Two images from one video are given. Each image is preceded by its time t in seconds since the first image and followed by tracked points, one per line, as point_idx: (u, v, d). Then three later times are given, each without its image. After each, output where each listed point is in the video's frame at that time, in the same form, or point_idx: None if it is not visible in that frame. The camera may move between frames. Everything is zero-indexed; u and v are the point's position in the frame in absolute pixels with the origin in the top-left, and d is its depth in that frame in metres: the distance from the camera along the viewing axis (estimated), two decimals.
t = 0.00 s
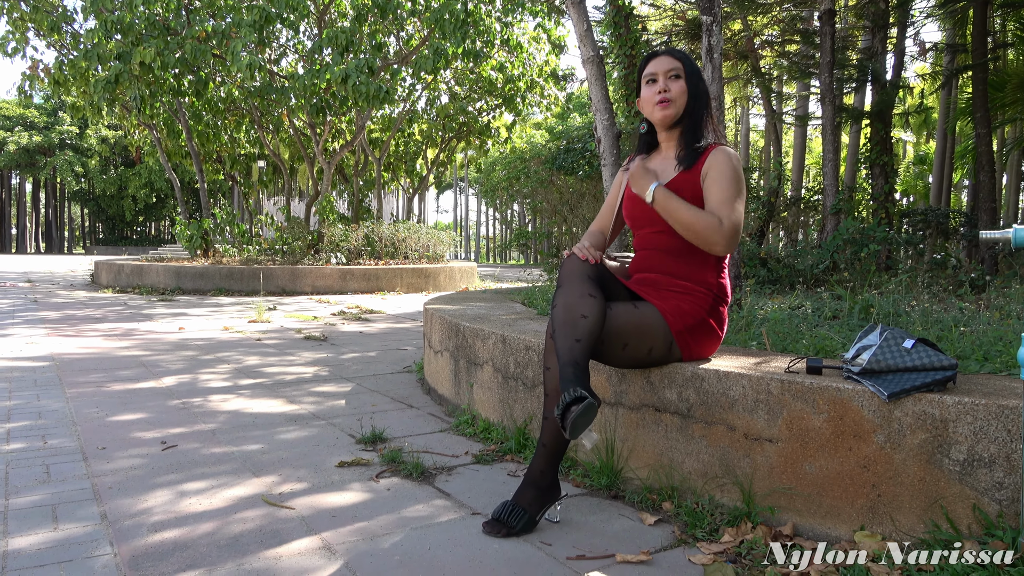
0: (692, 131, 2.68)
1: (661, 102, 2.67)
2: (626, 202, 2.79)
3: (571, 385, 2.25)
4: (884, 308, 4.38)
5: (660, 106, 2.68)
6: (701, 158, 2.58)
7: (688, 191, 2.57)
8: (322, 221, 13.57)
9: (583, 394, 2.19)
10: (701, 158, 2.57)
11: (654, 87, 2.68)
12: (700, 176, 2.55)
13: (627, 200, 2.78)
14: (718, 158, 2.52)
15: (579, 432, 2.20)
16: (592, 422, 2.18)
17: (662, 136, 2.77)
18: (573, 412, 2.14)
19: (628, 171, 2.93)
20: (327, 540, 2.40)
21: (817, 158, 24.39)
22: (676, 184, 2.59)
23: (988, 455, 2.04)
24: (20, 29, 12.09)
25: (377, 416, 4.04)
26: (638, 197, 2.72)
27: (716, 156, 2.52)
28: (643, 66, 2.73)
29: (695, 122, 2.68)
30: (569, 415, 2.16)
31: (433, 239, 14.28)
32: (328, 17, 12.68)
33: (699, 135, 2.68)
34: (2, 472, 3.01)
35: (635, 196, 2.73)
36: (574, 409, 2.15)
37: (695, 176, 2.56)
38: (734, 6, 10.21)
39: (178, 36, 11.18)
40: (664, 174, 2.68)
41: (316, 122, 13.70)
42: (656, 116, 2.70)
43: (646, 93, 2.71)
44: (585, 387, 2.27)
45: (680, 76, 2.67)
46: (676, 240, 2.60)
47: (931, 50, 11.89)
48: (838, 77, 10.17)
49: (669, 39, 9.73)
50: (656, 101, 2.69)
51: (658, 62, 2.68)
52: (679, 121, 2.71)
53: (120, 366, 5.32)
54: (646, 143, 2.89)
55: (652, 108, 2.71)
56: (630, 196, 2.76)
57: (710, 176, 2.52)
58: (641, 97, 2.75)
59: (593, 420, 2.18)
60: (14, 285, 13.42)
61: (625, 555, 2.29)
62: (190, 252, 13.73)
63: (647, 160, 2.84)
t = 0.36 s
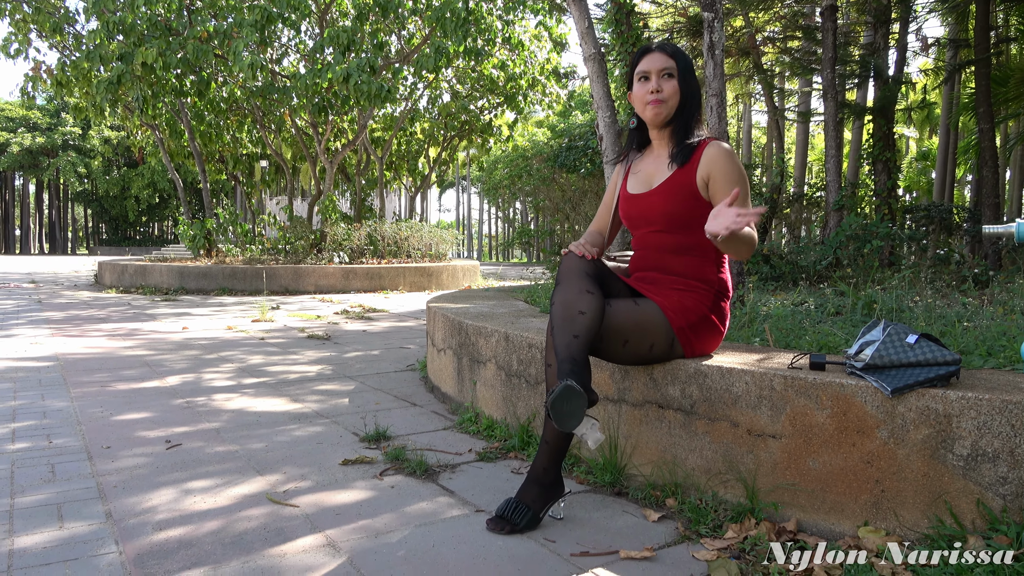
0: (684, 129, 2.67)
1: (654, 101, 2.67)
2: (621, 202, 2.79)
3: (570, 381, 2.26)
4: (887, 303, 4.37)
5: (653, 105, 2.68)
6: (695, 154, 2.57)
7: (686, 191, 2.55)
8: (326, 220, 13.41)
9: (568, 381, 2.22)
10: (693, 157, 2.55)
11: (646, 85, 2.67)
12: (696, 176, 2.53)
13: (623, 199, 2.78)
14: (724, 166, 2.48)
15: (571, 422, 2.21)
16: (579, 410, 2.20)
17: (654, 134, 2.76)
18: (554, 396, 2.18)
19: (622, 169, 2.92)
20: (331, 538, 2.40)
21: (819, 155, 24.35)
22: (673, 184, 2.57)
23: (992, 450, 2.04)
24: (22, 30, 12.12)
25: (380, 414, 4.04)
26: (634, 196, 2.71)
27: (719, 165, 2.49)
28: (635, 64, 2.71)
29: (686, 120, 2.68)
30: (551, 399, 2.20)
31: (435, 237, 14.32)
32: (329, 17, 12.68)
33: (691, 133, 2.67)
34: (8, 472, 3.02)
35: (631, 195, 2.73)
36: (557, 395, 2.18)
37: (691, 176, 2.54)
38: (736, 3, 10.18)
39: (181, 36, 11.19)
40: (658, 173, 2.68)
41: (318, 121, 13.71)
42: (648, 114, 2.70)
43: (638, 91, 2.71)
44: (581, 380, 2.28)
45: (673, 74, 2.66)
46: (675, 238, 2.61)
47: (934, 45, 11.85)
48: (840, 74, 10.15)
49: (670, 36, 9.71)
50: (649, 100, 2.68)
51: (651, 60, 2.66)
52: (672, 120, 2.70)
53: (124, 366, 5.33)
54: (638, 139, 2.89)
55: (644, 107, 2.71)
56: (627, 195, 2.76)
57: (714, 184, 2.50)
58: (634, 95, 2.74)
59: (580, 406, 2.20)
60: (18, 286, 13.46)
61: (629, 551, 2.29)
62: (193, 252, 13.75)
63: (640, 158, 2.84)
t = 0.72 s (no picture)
0: (680, 130, 2.67)
1: (648, 103, 2.67)
2: (620, 205, 2.80)
3: (574, 386, 2.25)
4: (889, 303, 4.36)
5: (647, 108, 2.68)
6: (692, 154, 2.57)
7: (684, 193, 2.55)
8: (327, 223, 13.25)
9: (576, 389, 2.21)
10: (690, 157, 2.56)
11: (638, 88, 2.68)
12: (693, 177, 2.53)
13: (622, 202, 2.78)
14: (722, 168, 2.48)
15: (576, 429, 2.21)
16: (587, 419, 2.20)
17: (650, 135, 2.77)
18: (567, 406, 2.16)
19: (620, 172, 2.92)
20: (336, 541, 2.41)
21: (821, 154, 24.34)
22: (671, 185, 2.58)
23: (997, 450, 2.03)
24: (24, 35, 12.14)
25: (384, 417, 4.04)
26: (633, 199, 2.71)
27: (716, 165, 2.48)
28: (625, 67, 2.72)
29: (682, 121, 2.68)
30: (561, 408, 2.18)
31: (437, 239, 14.33)
32: (330, 19, 12.70)
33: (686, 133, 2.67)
34: (12, 476, 3.03)
35: (629, 198, 2.73)
36: (567, 404, 2.17)
37: (689, 177, 2.54)
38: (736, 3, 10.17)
39: (182, 40, 11.20)
40: (656, 175, 2.68)
41: (320, 124, 13.72)
42: (643, 117, 2.71)
43: (631, 94, 2.71)
44: (585, 385, 2.28)
45: (664, 74, 2.67)
46: (674, 240, 2.60)
47: (935, 44, 11.84)
48: (841, 73, 10.15)
49: (671, 36, 9.70)
50: (643, 102, 2.68)
51: (640, 62, 2.67)
52: (667, 120, 2.70)
53: (127, 370, 5.34)
54: (635, 142, 2.89)
55: (638, 109, 2.71)
56: (625, 198, 2.76)
57: (712, 187, 2.49)
58: (627, 98, 2.74)
59: (588, 416, 2.20)
60: (21, 290, 13.47)
61: (633, 553, 2.29)
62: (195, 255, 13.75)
63: (637, 161, 2.84)
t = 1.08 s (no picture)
0: (681, 132, 2.68)
1: (649, 107, 2.68)
2: (622, 207, 2.80)
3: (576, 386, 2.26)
4: (889, 304, 4.37)
5: (648, 112, 2.69)
6: (694, 156, 2.58)
7: (686, 193, 2.57)
8: (326, 227, 13.40)
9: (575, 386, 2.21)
10: (692, 157, 2.57)
11: (639, 92, 2.69)
12: (695, 176, 2.55)
13: (623, 205, 2.79)
14: (722, 167, 2.50)
15: (574, 426, 2.20)
16: (585, 415, 2.18)
17: (651, 138, 2.77)
18: (561, 399, 2.16)
19: (621, 176, 2.92)
20: (337, 545, 2.41)
21: (820, 155, 24.38)
22: (673, 186, 2.59)
23: (997, 449, 2.04)
24: (23, 42, 12.15)
25: (384, 420, 4.05)
26: (635, 201, 2.72)
27: (718, 163, 2.50)
28: (623, 72, 2.72)
29: (683, 123, 2.69)
30: (558, 402, 2.18)
31: (437, 243, 14.35)
32: (329, 24, 12.74)
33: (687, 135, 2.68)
34: (14, 482, 3.04)
35: (631, 200, 2.74)
36: (565, 398, 2.17)
37: (690, 177, 2.56)
38: (733, 5, 10.20)
39: (181, 46, 11.22)
40: (658, 177, 2.68)
41: (319, 128, 13.74)
42: (644, 121, 2.71)
43: (631, 98, 2.72)
44: (585, 384, 2.28)
45: (662, 77, 2.67)
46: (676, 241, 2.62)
47: (933, 45, 11.86)
48: (839, 75, 10.16)
49: (669, 39, 9.71)
50: (643, 106, 2.69)
51: (639, 66, 2.67)
52: (667, 123, 2.71)
53: (127, 376, 5.34)
54: (635, 145, 2.89)
55: (639, 113, 2.71)
56: (627, 201, 2.77)
57: (712, 185, 2.51)
58: (627, 103, 2.75)
59: (587, 411, 2.18)
60: (21, 296, 13.47)
61: (634, 555, 2.29)
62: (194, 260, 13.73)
63: (638, 165, 2.84)
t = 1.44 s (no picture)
0: (677, 134, 2.67)
1: (646, 109, 2.68)
2: (619, 210, 2.80)
3: (571, 392, 2.26)
4: (887, 305, 4.37)
5: (645, 113, 2.69)
6: (688, 157, 2.58)
7: (681, 194, 2.57)
8: (325, 228, 13.45)
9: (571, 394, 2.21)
10: (686, 158, 2.57)
11: (636, 94, 2.69)
12: (689, 177, 2.55)
13: (620, 208, 2.78)
14: (714, 167, 2.50)
15: (570, 433, 2.20)
16: (581, 423, 2.19)
17: (648, 140, 2.77)
18: (558, 409, 2.16)
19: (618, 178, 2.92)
20: (335, 547, 2.40)
21: (818, 157, 24.43)
22: (668, 187, 2.59)
23: (996, 450, 2.04)
24: (21, 43, 12.15)
25: (383, 422, 4.04)
26: (631, 203, 2.72)
27: (710, 164, 2.50)
28: (620, 74, 2.73)
29: (679, 125, 2.69)
30: (554, 412, 2.18)
31: (436, 244, 14.34)
32: (327, 26, 12.75)
33: (682, 137, 2.68)
34: (11, 484, 3.03)
35: (627, 203, 2.74)
36: (561, 407, 2.17)
37: (685, 178, 2.56)
38: (732, 7, 10.20)
39: (179, 47, 11.21)
40: (654, 178, 2.68)
41: (317, 130, 13.73)
42: (641, 123, 2.71)
43: (628, 100, 2.72)
44: (579, 390, 2.28)
45: (660, 80, 2.67)
46: (673, 243, 2.63)
47: (931, 47, 11.87)
48: (838, 76, 10.18)
49: (667, 41, 9.72)
50: (640, 108, 2.69)
51: (636, 68, 2.67)
52: (664, 126, 2.71)
53: (126, 377, 5.32)
54: (631, 146, 2.88)
55: (636, 115, 2.72)
56: (624, 203, 2.77)
57: (705, 185, 2.51)
58: (624, 105, 2.75)
59: (582, 420, 2.19)
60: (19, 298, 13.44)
61: (634, 557, 2.29)
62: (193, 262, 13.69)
63: (636, 167, 2.84)
